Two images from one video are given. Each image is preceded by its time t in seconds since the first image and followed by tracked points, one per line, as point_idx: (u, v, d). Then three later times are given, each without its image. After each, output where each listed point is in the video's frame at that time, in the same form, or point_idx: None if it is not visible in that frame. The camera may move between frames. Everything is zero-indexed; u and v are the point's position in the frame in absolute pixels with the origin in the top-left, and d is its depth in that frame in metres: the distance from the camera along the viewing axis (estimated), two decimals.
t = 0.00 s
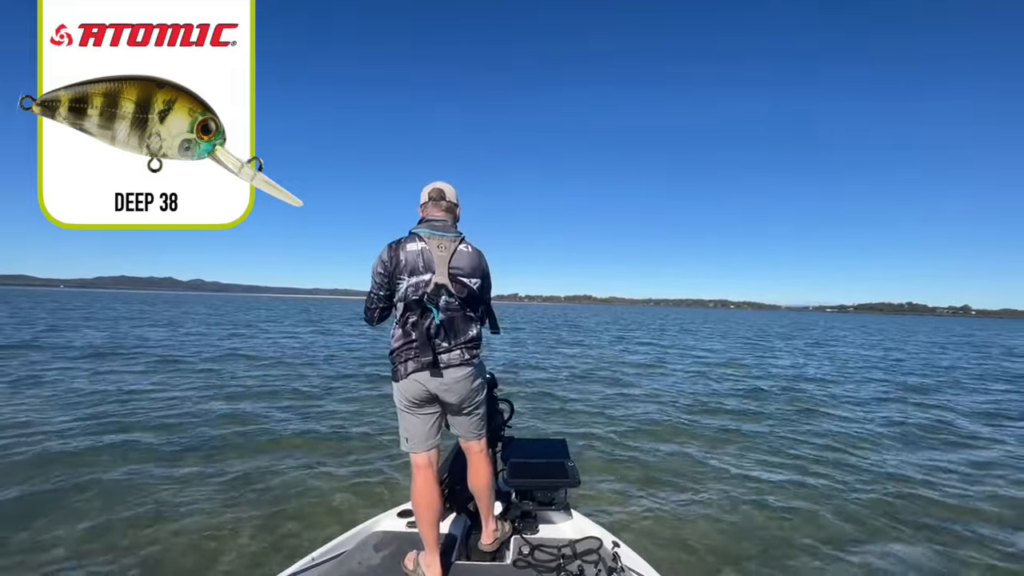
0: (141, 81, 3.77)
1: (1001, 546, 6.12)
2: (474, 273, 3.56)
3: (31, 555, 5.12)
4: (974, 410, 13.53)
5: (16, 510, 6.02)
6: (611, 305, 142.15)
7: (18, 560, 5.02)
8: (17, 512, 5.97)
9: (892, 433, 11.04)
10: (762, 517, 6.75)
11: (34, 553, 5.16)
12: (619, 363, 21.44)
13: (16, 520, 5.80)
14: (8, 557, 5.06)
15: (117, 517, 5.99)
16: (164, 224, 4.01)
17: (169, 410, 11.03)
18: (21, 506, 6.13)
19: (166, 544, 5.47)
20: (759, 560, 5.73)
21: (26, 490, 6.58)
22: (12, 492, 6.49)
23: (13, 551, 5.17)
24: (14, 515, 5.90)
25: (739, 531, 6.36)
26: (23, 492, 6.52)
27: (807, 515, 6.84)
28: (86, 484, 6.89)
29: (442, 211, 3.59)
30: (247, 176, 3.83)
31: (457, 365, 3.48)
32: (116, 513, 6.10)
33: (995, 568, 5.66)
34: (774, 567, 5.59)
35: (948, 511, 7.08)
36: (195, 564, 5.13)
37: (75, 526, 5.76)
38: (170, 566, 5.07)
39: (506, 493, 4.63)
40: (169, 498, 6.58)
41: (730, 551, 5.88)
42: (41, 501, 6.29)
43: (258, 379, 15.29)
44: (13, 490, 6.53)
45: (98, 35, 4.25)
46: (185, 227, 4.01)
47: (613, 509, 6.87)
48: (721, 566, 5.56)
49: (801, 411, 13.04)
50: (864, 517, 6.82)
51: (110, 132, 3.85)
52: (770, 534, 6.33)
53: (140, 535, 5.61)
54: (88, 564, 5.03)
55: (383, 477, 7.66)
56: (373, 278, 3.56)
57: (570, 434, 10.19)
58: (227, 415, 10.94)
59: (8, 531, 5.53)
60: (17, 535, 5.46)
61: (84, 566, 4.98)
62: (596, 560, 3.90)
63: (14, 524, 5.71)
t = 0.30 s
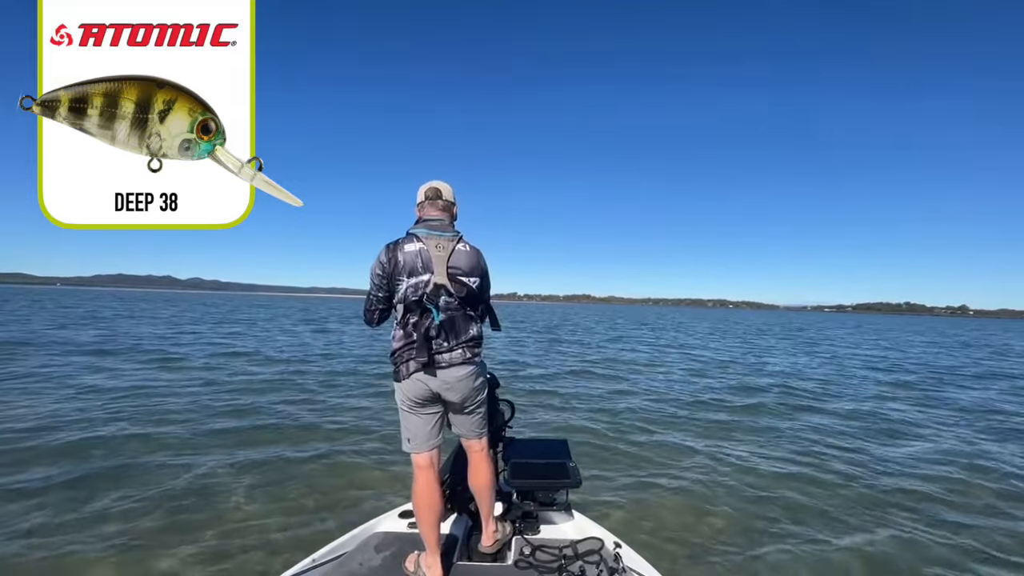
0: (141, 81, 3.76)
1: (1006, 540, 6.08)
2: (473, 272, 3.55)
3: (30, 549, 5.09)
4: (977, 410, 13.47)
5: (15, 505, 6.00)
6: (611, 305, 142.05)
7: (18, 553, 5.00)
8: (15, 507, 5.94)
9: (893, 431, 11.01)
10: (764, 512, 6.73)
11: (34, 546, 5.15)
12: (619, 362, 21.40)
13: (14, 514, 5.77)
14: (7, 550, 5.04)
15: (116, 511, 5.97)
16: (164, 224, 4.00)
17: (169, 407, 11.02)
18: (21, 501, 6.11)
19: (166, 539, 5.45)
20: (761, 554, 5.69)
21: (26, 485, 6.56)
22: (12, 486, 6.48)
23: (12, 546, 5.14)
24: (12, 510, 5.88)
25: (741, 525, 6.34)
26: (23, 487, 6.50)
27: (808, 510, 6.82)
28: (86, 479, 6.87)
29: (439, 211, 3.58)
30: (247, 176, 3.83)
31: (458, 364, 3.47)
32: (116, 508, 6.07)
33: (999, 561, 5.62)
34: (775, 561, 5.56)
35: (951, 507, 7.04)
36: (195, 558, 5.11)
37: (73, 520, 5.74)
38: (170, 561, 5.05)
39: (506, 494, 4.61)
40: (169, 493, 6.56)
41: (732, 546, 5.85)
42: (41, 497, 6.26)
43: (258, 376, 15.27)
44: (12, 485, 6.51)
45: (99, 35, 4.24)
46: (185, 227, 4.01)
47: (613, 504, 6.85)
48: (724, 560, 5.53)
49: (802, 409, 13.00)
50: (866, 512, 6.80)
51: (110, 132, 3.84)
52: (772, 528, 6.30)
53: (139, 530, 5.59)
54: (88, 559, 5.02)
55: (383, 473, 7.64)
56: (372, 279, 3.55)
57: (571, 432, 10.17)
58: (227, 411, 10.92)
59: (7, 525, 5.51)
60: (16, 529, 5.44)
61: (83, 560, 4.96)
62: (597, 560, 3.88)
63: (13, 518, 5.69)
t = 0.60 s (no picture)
0: (141, 81, 3.77)
1: (1005, 537, 6.09)
2: (472, 271, 3.57)
3: (30, 548, 5.12)
4: (977, 410, 13.44)
5: (15, 502, 6.02)
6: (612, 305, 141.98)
7: (18, 551, 5.02)
8: (15, 503, 5.96)
9: (893, 430, 10.99)
10: (763, 508, 6.73)
11: (34, 544, 5.17)
12: (619, 361, 21.38)
13: (14, 511, 5.79)
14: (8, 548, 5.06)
15: (116, 508, 5.99)
16: (164, 224, 4.02)
17: (169, 403, 11.04)
18: (21, 498, 6.13)
19: (165, 536, 5.47)
20: (757, 548, 5.70)
21: (26, 481, 6.57)
22: (12, 483, 6.49)
23: (12, 543, 5.17)
24: (12, 506, 5.90)
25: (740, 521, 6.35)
26: (23, 483, 6.52)
27: (807, 507, 6.83)
28: (85, 476, 6.89)
29: (437, 210, 3.59)
30: (247, 176, 3.84)
31: (458, 361, 3.48)
32: (115, 505, 6.09)
33: (999, 558, 5.62)
34: (773, 557, 5.56)
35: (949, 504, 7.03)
36: (195, 556, 5.13)
37: (73, 517, 5.76)
38: (170, 558, 5.07)
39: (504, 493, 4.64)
40: (168, 490, 6.57)
41: (730, 541, 5.84)
42: (40, 493, 6.28)
43: (258, 374, 15.28)
44: (12, 481, 6.53)
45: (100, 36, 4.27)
46: (186, 227, 4.03)
47: (613, 499, 6.86)
48: (723, 555, 5.53)
49: (801, 408, 13.00)
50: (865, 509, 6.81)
51: (110, 132, 3.86)
52: (771, 523, 6.31)
53: (138, 527, 5.60)
54: (87, 556, 5.04)
55: (382, 470, 7.65)
56: (372, 279, 3.56)
57: (570, 430, 10.18)
58: (227, 407, 10.93)
59: (7, 522, 5.53)
60: (16, 527, 5.46)
61: (83, 558, 4.98)
62: (595, 559, 3.90)
63: (13, 514, 5.70)
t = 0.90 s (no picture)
0: (141, 81, 3.79)
1: (1007, 535, 6.07)
2: (478, 271, 3.60)
3: (31, 543, 5.12)
4: (979, 409, 13.40)
5: (16, 497, 6.03)
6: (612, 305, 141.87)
7: (18, 546, 5.03)
8: (17, 499, 5.98)
9: (894, 428, 10.96)
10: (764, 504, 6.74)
11: (36, 538, 5.19)
12: (620, 360, 21.35)
13: (16, 506, 5.82)
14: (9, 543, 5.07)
15: (117, 504, 6.00)
16: (163, 223, 4.04)
17: (169, 402, 11.06)
18: (22, 493, 6.14)
19: (165, 531, 5.49)
20: (759, 547, 5.69)
21: (27, 477, 6.59)
22: (14, 479, 6.51)
23: (13, 538, 5.18)
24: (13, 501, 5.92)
25: (740, 519, 6.33)
26: (23, 479, 6.53)
27: (807, 505, 6.83)
28: (87, 472, 6.90)
29: (447, 210, 3.61)
30: (247, 176, 3.86)
31: (463, 358, 3.50)
32: (117, 501, 6.11)
33: (1001, 557, 5.60)
34: (774, 555, 5.55)
35: (951, 503, 7.01)
36: (194, 552, 5.14)
37: (75, 511, 5.78)
38: (171, 554, 5.08)
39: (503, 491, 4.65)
40: (169, 487, 6.57)
41: (731, 539, 5.83)
42: (42, 488, 6.30)
43: (259, 372, 15.29)
44: (14, 477, 6.55)
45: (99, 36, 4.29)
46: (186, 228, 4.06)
47: (613, 497, 6.85)
48: (724, 553, 5.52)
49: (802, 406, 12.98)
50: (866, 506, 6.80)
51: (110, 132, 3.87)
52: (771, 521, 6.30)
53: (139, 523, 5.62)
54: (88, 551, 5.05)
55: (382, 467, 7.65)
56: (379, 276, 3.57)
57: (571, 428, 10.17)
58: (228, 405, 10.96)
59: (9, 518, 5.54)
60: (18, 522, 5.48)
61: (83, 553, 4.99)
62: (593, 556, 3.91)
63: (14, 510, 5.72)
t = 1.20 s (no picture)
0: (141, 81, 3.80)
1: (1007, 533, 6.07)
2: (481, 271, 3.60)
3: (31, 543, 5.13)
4: (980, 408, 13.36)
5: (16, 497, 6.04)
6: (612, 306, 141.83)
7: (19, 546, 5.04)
8: (17, 499, 5.99)
9: (894, 428, 10.95)
10: (763, 503, 6.74)
11: (36, 539, 5.20)
12: (620, 360, 21.32)
13: (16, 506, 5.83)
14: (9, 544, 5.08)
15: (117, 505, 6.00)
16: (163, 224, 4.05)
17: (170, 402, 11.07)
18: (22, 493, 6.15)
19: (165, 532, 5.49)
20: (759, 546, 5.68)
21: (27, 477, 6.61)
22: (15, 479, 6.52)
23: (14, 538, 5.20)
24: (14, 501, 5.93)
25: (739, 518, 6.33)
26: (24, 479, 6.55)
27: (807, 504, 6.82)
28: (87, 472, 6.91)
29: (450, 210, 3.61)
30: (247, 176, 3.87)
31: (465, 357, 3.50)
32: (117, 501, 6.12)
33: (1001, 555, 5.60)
34: (774, 554, 5.55)
35: (951, 501, 7.01)
36: (194, 552, 5.15)
37: (75, 512, 5.79)
38: (171, 554, 5.08)
39: (502, 490, 4.69)
40: (169, 487, 6.59)
41: (730, 538, 5.83)
42: (43, 488, 6.32)
43: (259, 373, 15.31)
44: (14, 477, 6.56)
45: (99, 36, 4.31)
46: (186, 228, 4.13)
47: (613, 497, 6.85)
48: (724, 552, 5.52)
49: (802, 406, 12.97)
50: (866, 505, 6.79)
51: (110, 132, 3.88)
52: (771, 520, 6.30)
53: (139, 523, 5.63)
54: (88, 551, 5.06)
55: (382, 467, 7.66)
56: (383, 274, 3.58)
57: (571, 428, 10.16)
58: (229, 405, 10.97)
59: (10, 518, 5.56)
60: (19, 522, 5.49)
61: (84, 553, 5.00)
62: (593, 556, 3.92)
63: (15, 510, 5.73)
